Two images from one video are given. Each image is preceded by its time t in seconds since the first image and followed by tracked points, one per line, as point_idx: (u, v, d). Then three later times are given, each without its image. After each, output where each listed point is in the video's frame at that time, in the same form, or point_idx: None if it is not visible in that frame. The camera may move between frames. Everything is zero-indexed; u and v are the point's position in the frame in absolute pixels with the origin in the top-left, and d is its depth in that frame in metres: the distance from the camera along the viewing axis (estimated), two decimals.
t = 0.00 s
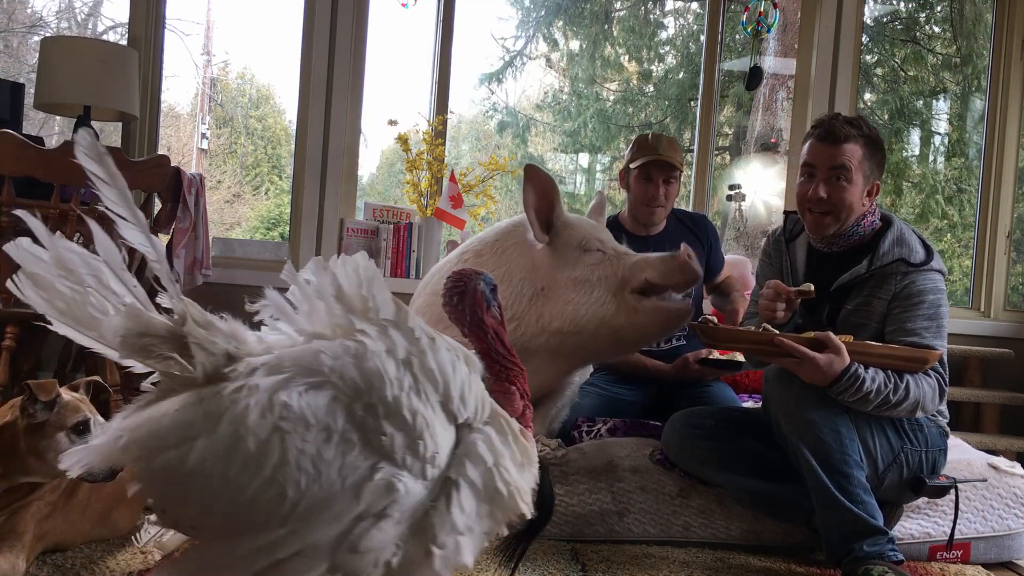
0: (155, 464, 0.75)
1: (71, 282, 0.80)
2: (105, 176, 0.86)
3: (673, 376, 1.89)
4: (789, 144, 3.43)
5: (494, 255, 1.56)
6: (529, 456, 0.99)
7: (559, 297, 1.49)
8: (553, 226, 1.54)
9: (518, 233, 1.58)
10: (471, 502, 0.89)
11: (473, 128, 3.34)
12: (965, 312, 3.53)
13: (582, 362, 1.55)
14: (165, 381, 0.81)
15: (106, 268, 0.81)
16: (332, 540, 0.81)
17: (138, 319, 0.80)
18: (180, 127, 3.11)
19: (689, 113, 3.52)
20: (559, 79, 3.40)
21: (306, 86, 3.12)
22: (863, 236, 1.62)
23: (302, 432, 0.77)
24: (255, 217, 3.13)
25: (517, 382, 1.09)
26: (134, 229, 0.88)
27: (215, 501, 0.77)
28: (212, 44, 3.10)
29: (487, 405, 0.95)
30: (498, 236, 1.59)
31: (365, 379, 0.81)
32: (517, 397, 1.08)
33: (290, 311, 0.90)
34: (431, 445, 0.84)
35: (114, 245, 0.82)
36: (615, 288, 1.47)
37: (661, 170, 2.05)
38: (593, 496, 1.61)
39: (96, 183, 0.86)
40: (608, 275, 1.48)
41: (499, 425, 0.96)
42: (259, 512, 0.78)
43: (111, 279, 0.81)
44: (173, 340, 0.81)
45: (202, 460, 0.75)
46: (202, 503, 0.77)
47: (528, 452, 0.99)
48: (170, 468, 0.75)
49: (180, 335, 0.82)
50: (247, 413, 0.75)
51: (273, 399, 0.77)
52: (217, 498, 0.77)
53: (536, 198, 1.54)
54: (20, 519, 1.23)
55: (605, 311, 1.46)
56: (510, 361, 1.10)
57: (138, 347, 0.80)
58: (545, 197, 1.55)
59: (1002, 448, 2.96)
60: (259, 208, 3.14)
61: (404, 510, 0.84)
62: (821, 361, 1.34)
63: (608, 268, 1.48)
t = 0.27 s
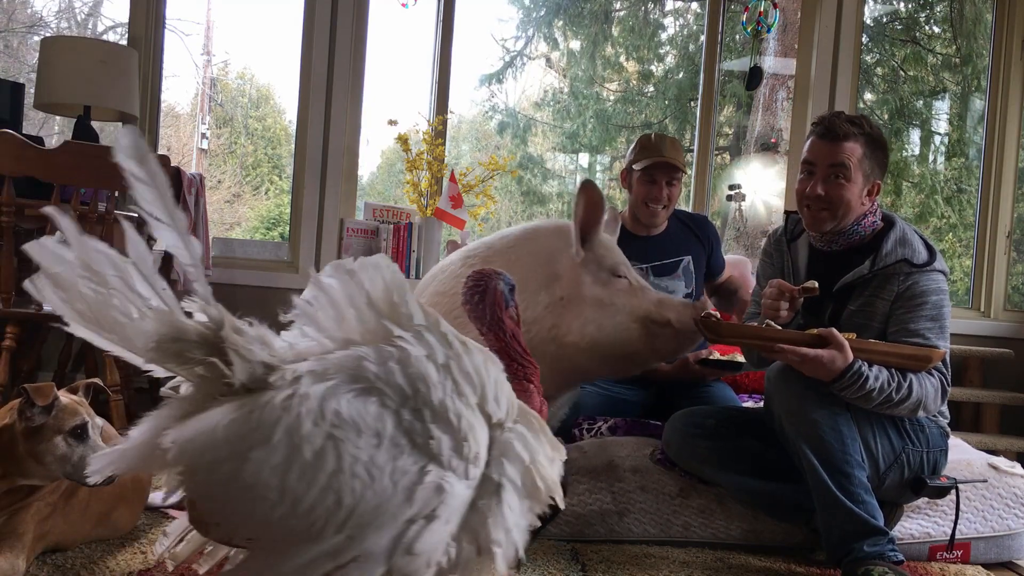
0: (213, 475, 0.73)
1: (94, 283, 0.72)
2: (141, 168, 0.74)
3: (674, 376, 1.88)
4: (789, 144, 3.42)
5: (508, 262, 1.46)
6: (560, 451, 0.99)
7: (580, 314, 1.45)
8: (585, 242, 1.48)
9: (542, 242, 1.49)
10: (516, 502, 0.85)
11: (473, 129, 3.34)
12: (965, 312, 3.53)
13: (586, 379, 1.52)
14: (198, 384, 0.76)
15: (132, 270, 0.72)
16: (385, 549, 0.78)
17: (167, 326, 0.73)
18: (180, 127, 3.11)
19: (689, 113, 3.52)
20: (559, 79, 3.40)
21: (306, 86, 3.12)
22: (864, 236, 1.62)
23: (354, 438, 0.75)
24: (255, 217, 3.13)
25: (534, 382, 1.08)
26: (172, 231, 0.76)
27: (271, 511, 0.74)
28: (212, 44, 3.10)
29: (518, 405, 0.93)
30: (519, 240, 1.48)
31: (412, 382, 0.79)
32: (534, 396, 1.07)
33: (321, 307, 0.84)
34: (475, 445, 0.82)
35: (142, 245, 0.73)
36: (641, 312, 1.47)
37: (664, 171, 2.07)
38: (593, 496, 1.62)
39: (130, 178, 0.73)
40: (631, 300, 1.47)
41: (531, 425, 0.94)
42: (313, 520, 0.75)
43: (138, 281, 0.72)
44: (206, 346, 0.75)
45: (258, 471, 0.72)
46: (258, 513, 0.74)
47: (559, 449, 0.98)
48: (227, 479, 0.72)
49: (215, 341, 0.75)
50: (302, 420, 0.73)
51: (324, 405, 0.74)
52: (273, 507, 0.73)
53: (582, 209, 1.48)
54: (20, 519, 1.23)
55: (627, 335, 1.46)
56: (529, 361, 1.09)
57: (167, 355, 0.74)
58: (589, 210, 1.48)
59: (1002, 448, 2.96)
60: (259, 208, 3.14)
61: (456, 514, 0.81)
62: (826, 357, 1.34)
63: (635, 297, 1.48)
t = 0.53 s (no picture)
0: (281, 476, 0.72)
1: (147, 277, 0.71)
2: (205, 167, 0.76)
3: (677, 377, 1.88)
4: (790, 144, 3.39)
5: (530, 261, 1.37)
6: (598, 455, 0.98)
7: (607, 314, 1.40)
8: (609, 242, 1.42)
9: (563, 240, 1.40)
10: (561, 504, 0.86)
11: (473, 129, 3.34)
12: (965, 312, 3.53)
13: (605, 375, 1.48)
14: (262, 383, 0.76)
15: (187, 263, 0.72)
16: (442, 550, 0.77)
17: (225, 321, 0.73)
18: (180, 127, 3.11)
19: (689, 113, 3.52)
20: (559, 79, 3.41)
21: (306, 86, 3.10)
22: (864, 233, 1.62)
23: (416, 438, 0.74)
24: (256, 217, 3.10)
25: (569, 384, 1.08)
26: (229, 230, 0.77)
27: (334, 513, 0.72)
28: (212, 44, 3.10)
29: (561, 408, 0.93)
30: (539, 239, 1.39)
31: (470, 384, 0.79)
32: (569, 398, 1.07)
33: (382, 306, 0.81)
34: (527, 447, 0.82)
35: (201, 243, 0.74)
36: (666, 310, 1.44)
37: (673, 184, 2.00)
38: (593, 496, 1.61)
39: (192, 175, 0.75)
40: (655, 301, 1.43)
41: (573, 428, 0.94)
42: (377, 521, 0.73)
43: (192, 275, 0.72)
44: (266, 345, 0.74)
45: (327, 471, 0.71)
46: (322, 516, 0.73)
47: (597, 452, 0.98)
48: (295, 478, 0.72)
49: (274, 340, 0.74)
50: (367, 419, 0.72)
51: (387, 406, 0.74)
52: (337, 509, 0.72)
53: (601, 209, 1.42)
54: (20, 519, 1.23)
55: (657, 335, 1.43)
56: (563, 363, 1.09)
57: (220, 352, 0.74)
58: (610, 208, 1.42)
59: (1002, 448, 2.96)
60: (259, 208, 3.13)
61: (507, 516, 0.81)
62: (819, 359, 1.34)
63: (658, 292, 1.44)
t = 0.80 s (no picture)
0: (346, 476, 0.73)
1: (203, 277, 0.74)
2: (268, 167, 0.75)
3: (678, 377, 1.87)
4: (789, 144, 3.42)
5: (533, 255, 1.35)
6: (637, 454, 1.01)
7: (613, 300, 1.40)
8: (605, 229, 1.40)
9: (561, 231, 1.38)
10: (606, 500, 0.89)
11: (473, 129, 3.34)
12: (965, 312, 3.53)
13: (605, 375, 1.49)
14: (322, 385, 0.77)
15: (242, 266, 0.74)
16: (501, 548, 0.79)
17: (281, 324, 0.75)
18: (180, 127, 3.12)
19: (689, 113, 3.51)
20: (559, 79, 3.40)
21: (306, 85, 3.10)
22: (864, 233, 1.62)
23: (477, 438, 0.76)
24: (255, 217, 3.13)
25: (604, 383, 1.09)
26: (289, 230, 0.77)
27: (397, 513, 0.73)
28: (212, 44, 3.10)
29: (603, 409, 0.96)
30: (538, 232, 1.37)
31: (522, 382, 0.82)
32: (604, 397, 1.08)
33: (424, 305, 0.86)
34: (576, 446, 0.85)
35: (259, 244, 0.75)
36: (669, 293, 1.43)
37: (677, 174, 1.99)
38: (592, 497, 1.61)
39: (254, 176, 0.74)
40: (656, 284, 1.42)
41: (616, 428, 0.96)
42: (438, 520, 0.75)
43: (248, 277, 0.74)
44: (326, 348, 0.76)
45: (391, 470, 0.72)
46: (385, 516, 0.74)
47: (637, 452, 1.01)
48: (358, 479, 0.73)
49: (331, 343, 0.76)
50: (428, 418, 0.74)
51: (444, 405, 0.76)
52: (400, 509, 0.73)
53: (593, 199, 1.41)
54: (20, 519, 1.23)
55: (665, 313, 1.42)
56: (596, 363, 1.08)
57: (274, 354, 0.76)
58: (601, 199, 1.42)
59: (1002, 448, 2.96)
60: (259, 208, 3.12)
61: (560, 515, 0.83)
62: (819, 361, 1.34)
63: (661, 272, 1.43)
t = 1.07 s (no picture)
0: (390, 478, 0.78)
1: (241, 278, 0.79)
2: (313, 175, 0.78)
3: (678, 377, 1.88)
4: (789, 144, 3.41)
5: (530, 252, 1.39)
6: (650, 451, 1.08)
7: (611, 295, 1.41)
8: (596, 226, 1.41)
9: (557, 229, 1.41)
10: (627, 493, 0.97)
11: (473, 129, 3.34)
12: (965, 312, 3.53)
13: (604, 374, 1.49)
14: (359, 390, 0.83)
15: (281, 270, 0.78)
16: (537, 544, 0.86)
17: (319, 328, 0.80)
18: (180, 127, 3.12)
19: (688, 113, 3.51)
20: (558, 79, 3.40)
21: (306, 85, 3.10)
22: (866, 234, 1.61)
23: (511, 437, 0.84)
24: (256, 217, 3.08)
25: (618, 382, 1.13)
26: (329, 237, 0.80)
27: (439, 511, 0.79)
28: (212, 44, 3.10)
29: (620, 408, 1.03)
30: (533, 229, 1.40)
31: (550, 382, 0.90)
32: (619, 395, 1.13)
33: (449, 309, 0.93)
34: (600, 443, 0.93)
35: (299, 248, 0.79)
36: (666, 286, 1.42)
37: (677, 165, 2.01)
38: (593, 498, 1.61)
39: (299, 184, 0.77)
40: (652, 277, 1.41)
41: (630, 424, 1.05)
42: (478, 518, 0.80)
43: (286, 281, 0.79)
44: (363, 354, 0.82)
45: (433, 469, 0.78)
46: (428, 515, 0.79)
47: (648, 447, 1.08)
48: (402, 480, 0.78)
49: (366, 347, 0.82)
50: (467, 420, 0.81)
51: (481, 406, 0.83)
52: (442, 507, 0.79)
53: (581, 194, 1.41)
54: (20, 519, 1.23)
55: (660, 308, 1.41)
56: (611, 362, 1.13)
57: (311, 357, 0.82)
58: (590, 194, 1.42)
59: (1002, 448, 2.96)
60: (260, 209, 3.12)
61: (586, 508, 0.90)
62: (820, 357, 1.34)
63: (656, 262, 1.42)
